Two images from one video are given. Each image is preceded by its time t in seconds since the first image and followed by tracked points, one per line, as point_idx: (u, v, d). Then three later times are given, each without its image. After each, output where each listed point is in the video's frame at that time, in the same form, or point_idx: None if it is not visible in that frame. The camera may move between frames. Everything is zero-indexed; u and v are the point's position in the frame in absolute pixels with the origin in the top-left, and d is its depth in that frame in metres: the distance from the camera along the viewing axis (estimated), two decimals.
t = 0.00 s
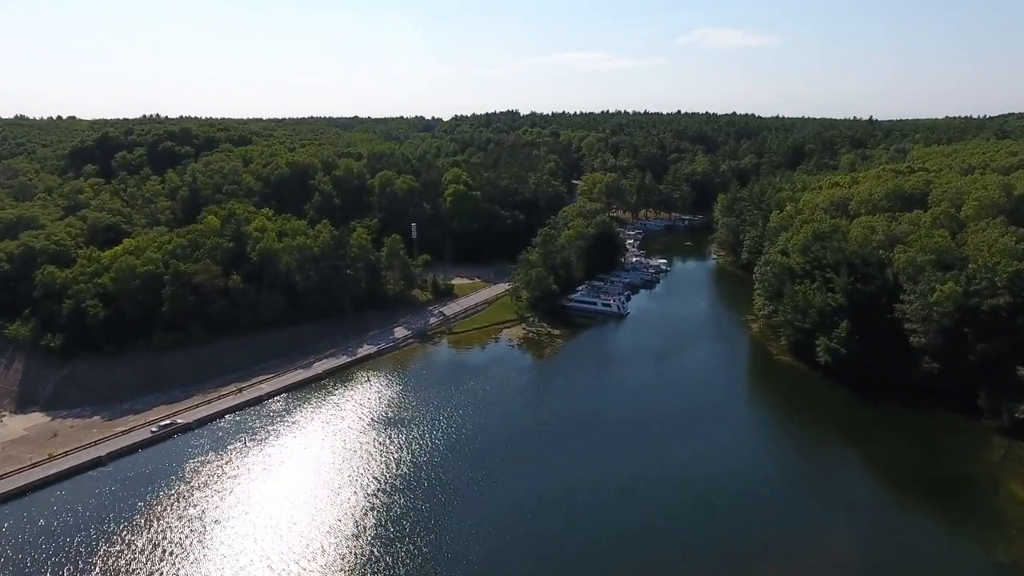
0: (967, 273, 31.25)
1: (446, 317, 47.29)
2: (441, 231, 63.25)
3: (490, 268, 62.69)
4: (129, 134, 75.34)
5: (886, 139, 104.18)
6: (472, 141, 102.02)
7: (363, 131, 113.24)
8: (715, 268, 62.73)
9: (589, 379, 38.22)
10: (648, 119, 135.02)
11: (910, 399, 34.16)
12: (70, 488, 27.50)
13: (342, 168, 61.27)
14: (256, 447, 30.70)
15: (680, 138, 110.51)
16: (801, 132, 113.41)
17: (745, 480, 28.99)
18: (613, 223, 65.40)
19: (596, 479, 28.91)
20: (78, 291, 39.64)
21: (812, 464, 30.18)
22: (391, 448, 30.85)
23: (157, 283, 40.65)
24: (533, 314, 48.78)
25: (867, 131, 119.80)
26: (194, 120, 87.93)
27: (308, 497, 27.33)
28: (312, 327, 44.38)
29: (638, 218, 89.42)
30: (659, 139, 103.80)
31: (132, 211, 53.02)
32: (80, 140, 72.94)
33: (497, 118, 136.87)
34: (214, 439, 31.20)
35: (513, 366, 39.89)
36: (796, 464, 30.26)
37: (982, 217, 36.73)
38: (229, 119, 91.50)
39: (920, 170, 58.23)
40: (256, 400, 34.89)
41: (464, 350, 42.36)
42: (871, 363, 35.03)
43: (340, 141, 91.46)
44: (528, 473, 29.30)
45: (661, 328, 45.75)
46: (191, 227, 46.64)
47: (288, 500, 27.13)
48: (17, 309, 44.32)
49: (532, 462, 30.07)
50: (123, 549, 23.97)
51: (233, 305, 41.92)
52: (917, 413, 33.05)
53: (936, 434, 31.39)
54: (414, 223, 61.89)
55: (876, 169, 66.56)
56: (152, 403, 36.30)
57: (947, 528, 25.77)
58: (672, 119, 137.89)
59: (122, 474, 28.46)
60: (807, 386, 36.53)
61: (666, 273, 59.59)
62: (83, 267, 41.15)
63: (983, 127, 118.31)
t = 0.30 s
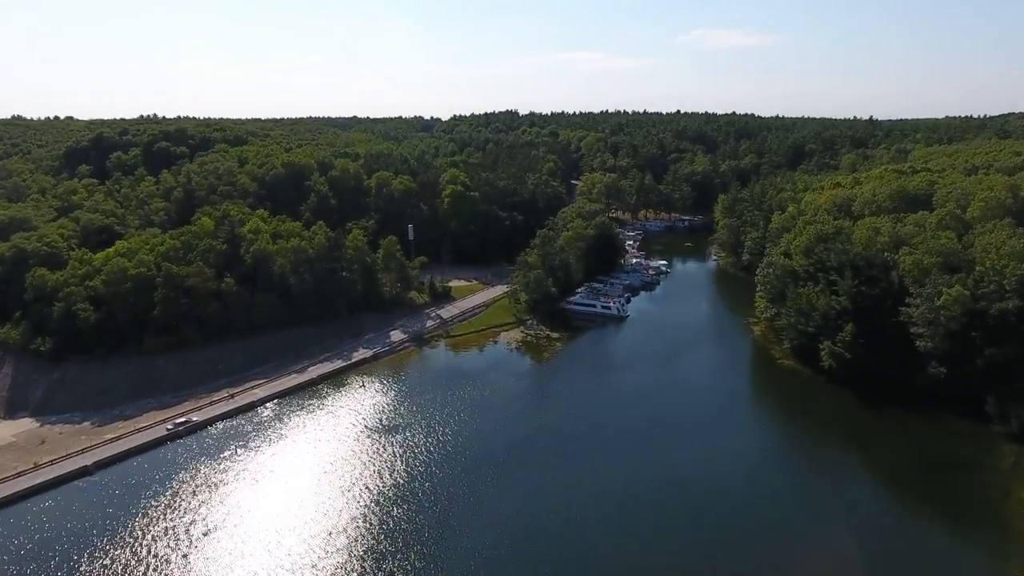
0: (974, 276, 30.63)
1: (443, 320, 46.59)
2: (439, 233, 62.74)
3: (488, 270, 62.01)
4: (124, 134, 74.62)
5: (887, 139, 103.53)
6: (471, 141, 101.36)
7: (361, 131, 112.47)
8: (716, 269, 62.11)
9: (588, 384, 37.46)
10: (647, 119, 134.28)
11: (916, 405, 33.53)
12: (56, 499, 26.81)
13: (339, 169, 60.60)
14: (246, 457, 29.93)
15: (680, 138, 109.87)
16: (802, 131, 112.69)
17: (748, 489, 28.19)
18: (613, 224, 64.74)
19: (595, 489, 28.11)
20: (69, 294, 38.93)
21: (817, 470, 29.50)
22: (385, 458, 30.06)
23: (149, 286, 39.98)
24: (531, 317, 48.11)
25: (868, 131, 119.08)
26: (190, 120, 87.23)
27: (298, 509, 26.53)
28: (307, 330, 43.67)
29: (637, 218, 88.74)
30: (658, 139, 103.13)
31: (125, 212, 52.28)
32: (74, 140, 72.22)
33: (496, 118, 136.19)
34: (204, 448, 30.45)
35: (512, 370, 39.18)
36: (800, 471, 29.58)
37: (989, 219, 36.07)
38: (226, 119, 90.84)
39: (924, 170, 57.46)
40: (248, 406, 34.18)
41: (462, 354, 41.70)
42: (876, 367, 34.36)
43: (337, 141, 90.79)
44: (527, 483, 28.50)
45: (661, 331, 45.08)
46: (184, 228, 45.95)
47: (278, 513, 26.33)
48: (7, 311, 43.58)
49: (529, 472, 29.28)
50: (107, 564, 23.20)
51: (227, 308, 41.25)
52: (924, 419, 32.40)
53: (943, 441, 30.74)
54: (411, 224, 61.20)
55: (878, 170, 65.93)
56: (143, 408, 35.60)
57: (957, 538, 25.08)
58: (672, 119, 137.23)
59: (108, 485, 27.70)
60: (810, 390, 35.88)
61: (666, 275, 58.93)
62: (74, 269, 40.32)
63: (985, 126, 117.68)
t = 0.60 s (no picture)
0: (983, 280, 30.01)
1: (441, 323, 45.89)
2: (437, 234, 61.69)
3: (487, 271, 61.32)
4: (120, 134, 73.97)
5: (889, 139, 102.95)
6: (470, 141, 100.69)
7: (359, 131, 111.73)
8: (716, 270, 61.47)
9: (588, 390, 36.75)
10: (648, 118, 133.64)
11: (922, 410, 32.87)
12: (40, 510, 26.12)
13: (336, 169, 59.95)
14: (237, 467, 29.12)
15: (680, 138, 109.22)
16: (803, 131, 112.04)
17: (753, 498, 27.32)
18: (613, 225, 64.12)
19: (595, 498, 27.28)
20: (60, 297, 38.22)
21: (822, 478, 28.80)
22: (379, 467, 29.27)
23: (141, 289, 39.30)
24: (530, 320, 47.42)
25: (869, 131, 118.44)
26: (187, 120, 86.57)
27: (289, 522, 25.69)
28: (302, 334, 42.99)
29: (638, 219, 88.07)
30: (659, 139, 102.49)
31: (119, 212, 51.55)
32: (69, 140, 71.56)
33: (495, 118, 135.52)
34: (194, 456, 29.76)
35: (510, 375, 38.51)
36: (805, 478, 28.89)
37: (997, 220, 35.46)
38: (223, 119, 90.20)
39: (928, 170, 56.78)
40: (241, 413, 33.50)
41: (460, 357, 41.02)
42: (882, 372, 33.68)
43: (335, 141, 90.10)
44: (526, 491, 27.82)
45: (662, 335, 44.41)
46: (178, 230, 45.26)
47: (270, 523, 25.64)
48: None
49: (527, 481, 28.44)
50: None
51: (220, 311, 40.59)
52: (931, 425, 31.73)
53: (951, 448, 30.08)
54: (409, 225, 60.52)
55: (881, 170, 65.36)
56: (134, 413, 34.92)
57: (968, 548, 24.39)
58: (672, 119, 136.62)
59: (94, 496, 26.93)
60: (814, 395, 35.21)
61: (666, 277, 58.25)
62: (66, 271, 39.52)
63: (987, 126, 117.12)
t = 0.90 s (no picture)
0: (993, 283, 29.32)
1: (439, 327, 45.21)
2: (435, 236, 60.78)
3: (486, 274, 60.63)
4: (116, 135, 73.33)
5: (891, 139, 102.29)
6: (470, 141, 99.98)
7: (359, 131, 111.07)
8: (718, 272, 60.77)
9: (588, 394, 36.12)
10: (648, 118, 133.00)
11: (930, 417, 32.19)
12: (24, 522, 25.43)
13: (333, 170, 59.26)
14: (228, 477, 28.40)
15: (681, 138, 108.52)
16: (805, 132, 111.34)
17: (758, 507, 26.59)
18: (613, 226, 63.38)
19: (596, 508, 26.51)
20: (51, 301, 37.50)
21: (827, 485, 28.12)
22: (375, 475, 28.71)
23: (133, 292, 38.63)
24: (529, 323, 46.74)
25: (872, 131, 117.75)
26: (185, 121, 85.93)
27: (280, 534, 24.98)
28: (298, 337, 42.31)
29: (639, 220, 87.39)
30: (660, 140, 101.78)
31: (113, 214, 50.82)
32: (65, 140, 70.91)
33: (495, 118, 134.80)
34: (185, 465, 29.12)
35: (509, 380, 37.85)
36: (810, 484, 28.28)
37: (1006, 222, 34.69)
38: (221, 120, 89.55)
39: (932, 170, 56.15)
40: (233, 420, 32.85)
41: (457, 362, 40.34)
42: (889, 377, 33.00)
43: (333, 141, 89.44)
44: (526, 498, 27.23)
45: (663, 338, 43.74)
46: (172, 231, 44.55)
47: (264, 533, 25.05)
48: None
49: (525, 489, 27.71)
50: None
51: (214, 315, 39.93)
52: (939, 432, 31.07)
53: (960, 455, 29.41)
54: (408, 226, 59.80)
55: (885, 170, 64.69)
56: (125, 419, 34.25)
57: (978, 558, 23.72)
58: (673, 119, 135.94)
59: (79, 509, 26.18)
60: (819, 401, 34.53)
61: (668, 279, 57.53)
62: (57, 274, 38.75)
63: (990, 126, 116.51)
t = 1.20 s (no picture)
0: (1000, 288, 28.69)
1: (435, 331, 44.53)
2: (432, 236, 59.95)
3: (484, 276, 59.94)
4: (111, 135, 72.57)
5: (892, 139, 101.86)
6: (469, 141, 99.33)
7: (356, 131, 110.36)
8: (718, 274, 60.11)
9: (586, 399, 35.60)
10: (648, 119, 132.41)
11: (935, 424, 31.56)
12: (5, 536, 24.67)
13: (329, 171, 58.56)
14: (219, 486, 27.78)
15: (681, 138, 107.94)
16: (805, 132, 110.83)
17: (761, 515, 25.95)
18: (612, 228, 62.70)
19: (596, 514, 26.04)
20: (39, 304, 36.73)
21: (831, 491, 27.48)
22: (371, 481, 28.27)
23: (124, 296, 37.88)
24: (527, 327, 46.06)
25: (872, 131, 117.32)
26: (180, 121, 85.21)
27: (275, 541, 24.55)
28: (292, 341, 41.63)
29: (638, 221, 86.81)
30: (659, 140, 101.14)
31: (105, 215, 50.06)
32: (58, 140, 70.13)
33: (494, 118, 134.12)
34: (175, 474, 28.53)
35: (506, 384, 37.24)
36: (812, 488, 27.78)
37: (1012, 224, 34.09)
38: (217, 120, 88.87)
39: (934, 171, 55.61)
40: (226, 427, 32.27)
41: (454, 367, 39.64)
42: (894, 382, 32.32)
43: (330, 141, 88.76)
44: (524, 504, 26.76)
45: (662, 342, 43.14)
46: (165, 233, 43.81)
47: (257, 541, 24.57)
48: None
49: (524, 496, 27.16)
50: None
51: (206, 318, 39.22)
52: (946, 440, 30.42)
53: (967, 463, 28.79)
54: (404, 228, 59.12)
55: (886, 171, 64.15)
56: (115, 425, 33.54)
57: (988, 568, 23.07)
58: (673, 119, 135.42)
59: (64, 521, 25.49)
60: (822, 406, 33.87)
61: (667, 281, 56.85)
62: (47, 276, 37.95)
63: (990, 126, 116.20)
